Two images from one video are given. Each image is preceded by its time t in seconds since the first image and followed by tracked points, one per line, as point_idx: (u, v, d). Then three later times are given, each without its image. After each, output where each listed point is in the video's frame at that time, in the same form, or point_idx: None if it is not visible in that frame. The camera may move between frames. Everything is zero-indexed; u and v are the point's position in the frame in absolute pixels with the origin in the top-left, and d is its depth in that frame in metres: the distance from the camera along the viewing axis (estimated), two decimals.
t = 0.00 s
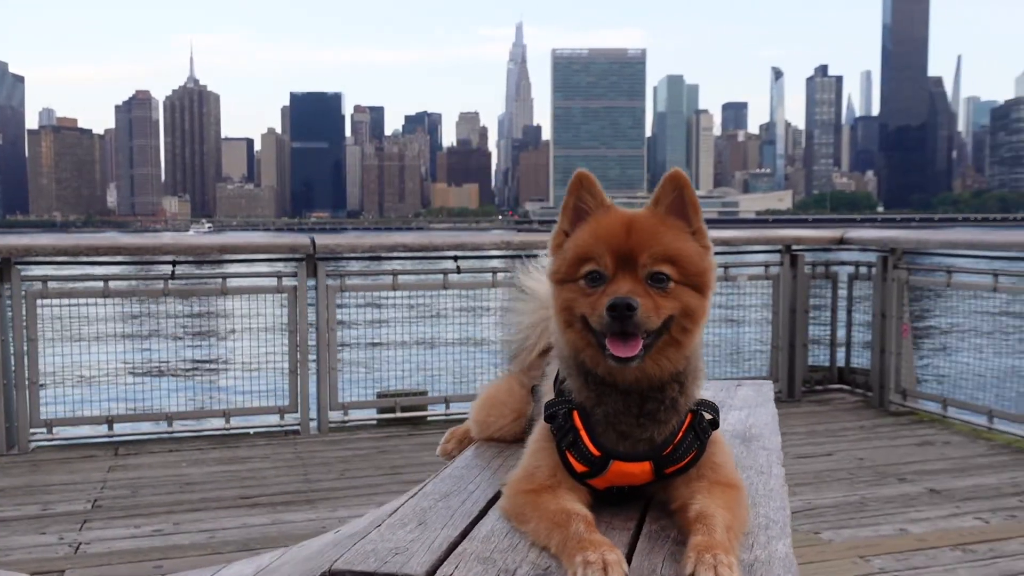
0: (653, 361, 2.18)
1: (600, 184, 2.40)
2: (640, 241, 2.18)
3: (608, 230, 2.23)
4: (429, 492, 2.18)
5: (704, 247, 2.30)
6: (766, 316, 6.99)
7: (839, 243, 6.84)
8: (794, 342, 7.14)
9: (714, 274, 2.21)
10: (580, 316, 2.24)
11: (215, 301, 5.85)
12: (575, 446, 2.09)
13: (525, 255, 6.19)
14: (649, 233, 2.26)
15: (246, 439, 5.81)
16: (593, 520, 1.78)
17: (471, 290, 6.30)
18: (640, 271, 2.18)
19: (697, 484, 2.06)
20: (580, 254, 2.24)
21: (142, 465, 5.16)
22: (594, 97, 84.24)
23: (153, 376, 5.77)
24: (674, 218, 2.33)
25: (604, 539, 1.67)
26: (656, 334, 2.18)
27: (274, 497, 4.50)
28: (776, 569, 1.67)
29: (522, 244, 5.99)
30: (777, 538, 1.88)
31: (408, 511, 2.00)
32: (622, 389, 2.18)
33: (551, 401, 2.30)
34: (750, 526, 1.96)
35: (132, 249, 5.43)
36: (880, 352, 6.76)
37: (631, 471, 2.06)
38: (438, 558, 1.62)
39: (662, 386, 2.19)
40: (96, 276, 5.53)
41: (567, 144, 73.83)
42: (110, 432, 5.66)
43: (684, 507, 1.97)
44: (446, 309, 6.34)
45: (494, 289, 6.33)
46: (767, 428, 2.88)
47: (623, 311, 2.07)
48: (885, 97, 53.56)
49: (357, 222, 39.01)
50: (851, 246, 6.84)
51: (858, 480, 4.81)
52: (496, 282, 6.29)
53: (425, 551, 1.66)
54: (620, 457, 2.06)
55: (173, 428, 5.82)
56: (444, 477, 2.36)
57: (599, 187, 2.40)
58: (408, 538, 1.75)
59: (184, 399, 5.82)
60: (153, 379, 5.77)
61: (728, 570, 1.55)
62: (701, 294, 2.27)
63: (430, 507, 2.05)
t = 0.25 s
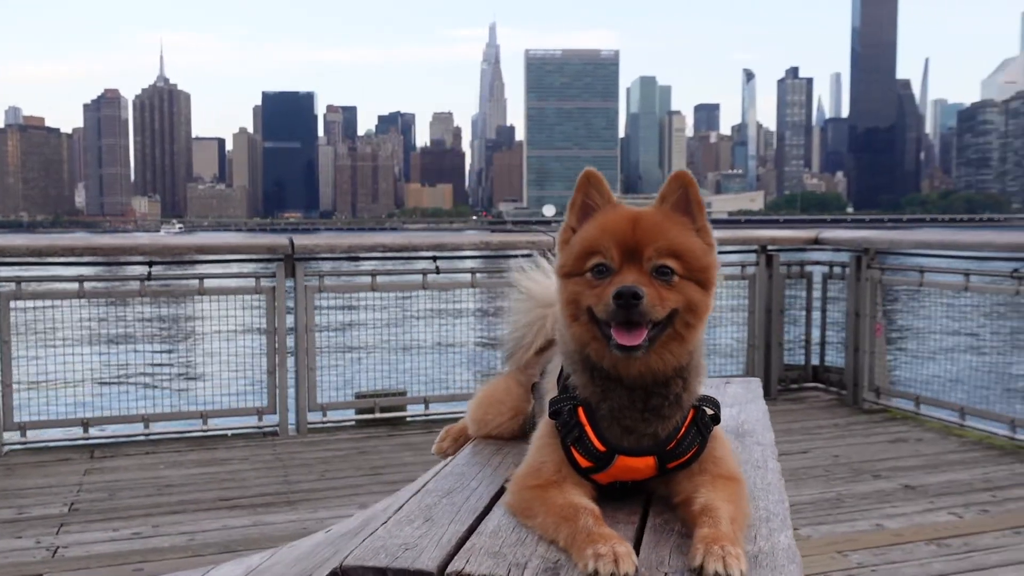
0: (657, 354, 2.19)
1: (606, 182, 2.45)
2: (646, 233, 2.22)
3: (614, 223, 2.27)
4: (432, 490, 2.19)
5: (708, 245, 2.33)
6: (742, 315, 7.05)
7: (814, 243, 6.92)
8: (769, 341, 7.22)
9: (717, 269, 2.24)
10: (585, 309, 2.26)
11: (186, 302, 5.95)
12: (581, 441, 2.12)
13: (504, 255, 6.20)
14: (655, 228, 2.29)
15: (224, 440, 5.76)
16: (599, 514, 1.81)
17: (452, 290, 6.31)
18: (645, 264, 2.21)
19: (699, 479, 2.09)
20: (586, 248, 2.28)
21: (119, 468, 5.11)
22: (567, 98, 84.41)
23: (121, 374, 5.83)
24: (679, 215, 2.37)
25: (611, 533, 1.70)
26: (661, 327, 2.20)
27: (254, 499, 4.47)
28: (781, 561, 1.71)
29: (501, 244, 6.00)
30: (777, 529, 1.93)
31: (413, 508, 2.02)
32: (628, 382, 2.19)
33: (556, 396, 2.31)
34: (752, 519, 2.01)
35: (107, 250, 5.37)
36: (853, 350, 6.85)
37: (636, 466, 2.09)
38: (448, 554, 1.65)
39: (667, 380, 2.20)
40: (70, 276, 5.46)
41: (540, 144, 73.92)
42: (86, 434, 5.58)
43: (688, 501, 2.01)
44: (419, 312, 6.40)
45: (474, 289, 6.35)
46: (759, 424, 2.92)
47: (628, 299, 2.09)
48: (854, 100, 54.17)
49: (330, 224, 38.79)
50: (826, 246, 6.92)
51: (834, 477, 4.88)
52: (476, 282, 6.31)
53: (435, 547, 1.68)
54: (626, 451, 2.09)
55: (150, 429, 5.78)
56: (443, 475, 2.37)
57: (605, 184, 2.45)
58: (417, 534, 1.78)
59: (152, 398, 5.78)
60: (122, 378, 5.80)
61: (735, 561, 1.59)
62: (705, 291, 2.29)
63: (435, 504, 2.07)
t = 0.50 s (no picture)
0: (657, 350, 2.21)
1: (605, 181, 2.48)
2: (645, 230, 2.24)
3: (614, 221, 2.30)
4: (430, 487, 2.20)
5: (707, 242, 2.36)
6: (716, 315, 7.11)
7: (787, 243, 7.00)
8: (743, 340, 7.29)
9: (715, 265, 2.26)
10: (586, 306, 2.28)
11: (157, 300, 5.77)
12: (581, 437, 2.13)
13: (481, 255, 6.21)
14: (655, 226, 2.32)
15: (199, 442, 5.71)
16: (602, 510, 1.83)
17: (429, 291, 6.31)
18: (645, 260, 2.23)
19: (698, 474, 2.12)
20: (586, 245, 2.30)
21: (92, 471, 5.04)
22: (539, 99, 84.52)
23: (82, 367, 5.71)
24: (678, 213, 2.40)
25: (615, 528, 1.72)
26: (661, 323, 2.22)
27: (231, 501, 4.44)
28: (780, 553, 1.74)
29: (479, 244, 6.00)
30: (774, 523, 1.96)
31: (413, 505, 2.02)
32: (629, 379, 2.21)
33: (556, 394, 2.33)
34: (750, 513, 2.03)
35: (78, 250, 5.29)
36: (826, 349, 6.94)
37: (636, 462, 2.11)
38: (452, 550, 1.66)
39: (667, 377, 2.22)
40: (41, 277, 5.37)
41: (512, 145, 73.95)
42: (58, 438, 5.48)
43: (686, 496, 2.03)
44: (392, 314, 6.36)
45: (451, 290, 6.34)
46: (748, 420, 2.97)
47: (629, 294, 2.11)
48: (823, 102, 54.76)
49: (301, 224, 38.45)
50: (799, 246, 6.99)
51: (810, 474, 4.94)
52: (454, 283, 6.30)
53: (438, 544, 1.69)
54: (626, 447, 2.10)
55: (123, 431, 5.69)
56: (439, 472, 2.38)
57: (604, 183, 2.48)
58: (420, 531, 1.78)
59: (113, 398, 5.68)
60: (81, 372, 5.71)
61: (738, 554, 1.61)
62: (704, 287, 2.31)
63: (434, 501, 2.07)
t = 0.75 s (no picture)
0: (649, 348, 2.26)
1: (597, 182, 2.52)
2: (637, 230, 2.29)
3: (606, 221, 2.34)
4: (423, 485, 2.20)
5: (696, 242, 2.41)
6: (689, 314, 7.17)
7: (758, 244, 7.08)
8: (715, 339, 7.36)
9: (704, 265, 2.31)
10: (578, 305, 2.32)
11: (124, 303, 5.68)
12: (574, 434, 2.15)
13: (456, 256, 6.22)
14: (646, 227, 2.37)
15: (172, 445, 5.66)
16: (597, 506, 1.86)
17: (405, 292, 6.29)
18: (637, 260, 2.28)
19: (688, 470, 2.14)
20: (579, 245, 2.34)
21: (63, 474, 4.98)
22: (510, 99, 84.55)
23: (46, 371, 5.68)
24: (668, 214, 2.44)
25: (611, 523, 1.75)
26: (652, 322, 2.26)
27: (205, 503, 4.40)
28: (772, 546, 1.77)
29: (454, 244, 6.01)
30: (765, 516, 1.99)
31: (408, 503, 2.03)
32: (621, 376, 2.24)
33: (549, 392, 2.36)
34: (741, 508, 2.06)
35: (48, 251, 5.22)
36: (797, 348, 7.03)
37: (628, 459, 2.13)
38: (450, 547, 1.68)
39: (659, 374, 2.25)
40: (10, 278, 5.28)
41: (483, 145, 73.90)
42: (26, 440, 5.44)
43: (678, 492, 2.06)
44: (364, 317, 6.35)
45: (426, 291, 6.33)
46: (732, 417, 3.01)
47: (621, 293, 2.14)
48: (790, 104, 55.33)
49: (269, 224, 38.12)
50: (770, 246, 7.07)
51: (782, 471, 5.00)
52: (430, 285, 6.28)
53: (436, 541, 1.71)
54: (618, 444, 2.13)
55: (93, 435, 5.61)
56: (433, 470, 2.38)
57: (596, 185, 2.52)
58: (417, 528, 1.80)
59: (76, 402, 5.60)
60: (46, 376, 5.69)
61: (732, 547, 1.64)
62: (694, 286, 2.36)
63: (430, 498, 2.08)
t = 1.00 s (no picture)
0: (635, 340, 2.29)
1: (582, 178, 2.56)
2: (622, 224, 2.33)
3: (592, 216, 2.38)
4: (411, 480, 2.20)
5: (680, 236, 2.46)
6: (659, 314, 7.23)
7: (726, 244, 7.16)
8: (685, 339, 7.43)
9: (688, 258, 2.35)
10: (565, 299, 2.35)
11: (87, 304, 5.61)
12: (562, 427, 2.16)
13: (427, 256, 6.22)
14: (631, 222, 2.41)
15: (140, 447, 5.59)
16: (587, 498, 1.87)
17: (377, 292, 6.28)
18: (622, 253, 2.32)
19: (673, 462, 2.16)
20: (565, 240, 2.38)
21: (29, 477, 4.90)
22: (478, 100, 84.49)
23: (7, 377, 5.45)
24: (652, 208, 2.49)
25: (601, 513, 1.76)
26: (638, 314, 2.30)
27: (175, 505, 4.36)
28: (758, 535, 1.79)
29: (425, 244, 6.01)
30: (750, 507, 2.02)
31: (397, 497, 2.03)
32: (608, 368, 2.27)
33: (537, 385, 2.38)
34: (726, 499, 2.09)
35: (12, 250, 5.14)
36: (765, 346, 7.12)
37: (615, 451, 2.15)
38: (441, 539, 1.68)
39: (645, 366, 2.29)
40: None
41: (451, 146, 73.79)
42: None
43: (665, 484, 2.08)
44: (330, 318, 6.27)
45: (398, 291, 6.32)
46: (709, 411, 3.06)
47: (607, 284, 2.18)
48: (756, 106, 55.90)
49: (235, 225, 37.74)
50: (738, 246, 7.16)
51: (752, 467, 5.07)
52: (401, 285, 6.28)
53: (427, 533, 1.71)
54: (606, 436, 2.14)
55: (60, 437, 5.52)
56: (419, 466, 2.38)
57: (581, 181, 2.56)
58: (407, 522, 1.80)
59: (37, 406, 5.49)
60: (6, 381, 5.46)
61: (720, 535, 1.67)
62: (678, 280, 2.40)
63: (419, 493, 2.08)
